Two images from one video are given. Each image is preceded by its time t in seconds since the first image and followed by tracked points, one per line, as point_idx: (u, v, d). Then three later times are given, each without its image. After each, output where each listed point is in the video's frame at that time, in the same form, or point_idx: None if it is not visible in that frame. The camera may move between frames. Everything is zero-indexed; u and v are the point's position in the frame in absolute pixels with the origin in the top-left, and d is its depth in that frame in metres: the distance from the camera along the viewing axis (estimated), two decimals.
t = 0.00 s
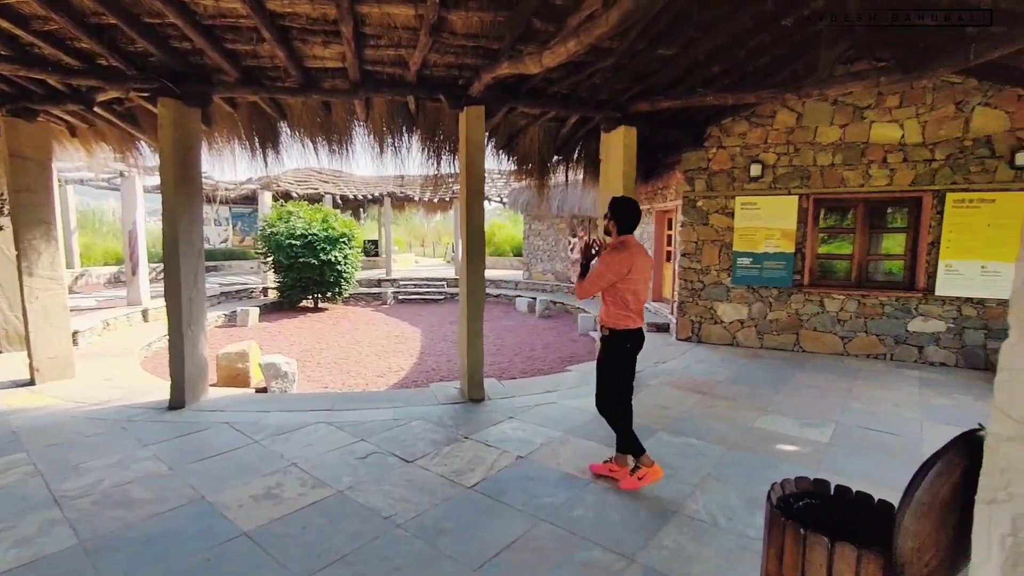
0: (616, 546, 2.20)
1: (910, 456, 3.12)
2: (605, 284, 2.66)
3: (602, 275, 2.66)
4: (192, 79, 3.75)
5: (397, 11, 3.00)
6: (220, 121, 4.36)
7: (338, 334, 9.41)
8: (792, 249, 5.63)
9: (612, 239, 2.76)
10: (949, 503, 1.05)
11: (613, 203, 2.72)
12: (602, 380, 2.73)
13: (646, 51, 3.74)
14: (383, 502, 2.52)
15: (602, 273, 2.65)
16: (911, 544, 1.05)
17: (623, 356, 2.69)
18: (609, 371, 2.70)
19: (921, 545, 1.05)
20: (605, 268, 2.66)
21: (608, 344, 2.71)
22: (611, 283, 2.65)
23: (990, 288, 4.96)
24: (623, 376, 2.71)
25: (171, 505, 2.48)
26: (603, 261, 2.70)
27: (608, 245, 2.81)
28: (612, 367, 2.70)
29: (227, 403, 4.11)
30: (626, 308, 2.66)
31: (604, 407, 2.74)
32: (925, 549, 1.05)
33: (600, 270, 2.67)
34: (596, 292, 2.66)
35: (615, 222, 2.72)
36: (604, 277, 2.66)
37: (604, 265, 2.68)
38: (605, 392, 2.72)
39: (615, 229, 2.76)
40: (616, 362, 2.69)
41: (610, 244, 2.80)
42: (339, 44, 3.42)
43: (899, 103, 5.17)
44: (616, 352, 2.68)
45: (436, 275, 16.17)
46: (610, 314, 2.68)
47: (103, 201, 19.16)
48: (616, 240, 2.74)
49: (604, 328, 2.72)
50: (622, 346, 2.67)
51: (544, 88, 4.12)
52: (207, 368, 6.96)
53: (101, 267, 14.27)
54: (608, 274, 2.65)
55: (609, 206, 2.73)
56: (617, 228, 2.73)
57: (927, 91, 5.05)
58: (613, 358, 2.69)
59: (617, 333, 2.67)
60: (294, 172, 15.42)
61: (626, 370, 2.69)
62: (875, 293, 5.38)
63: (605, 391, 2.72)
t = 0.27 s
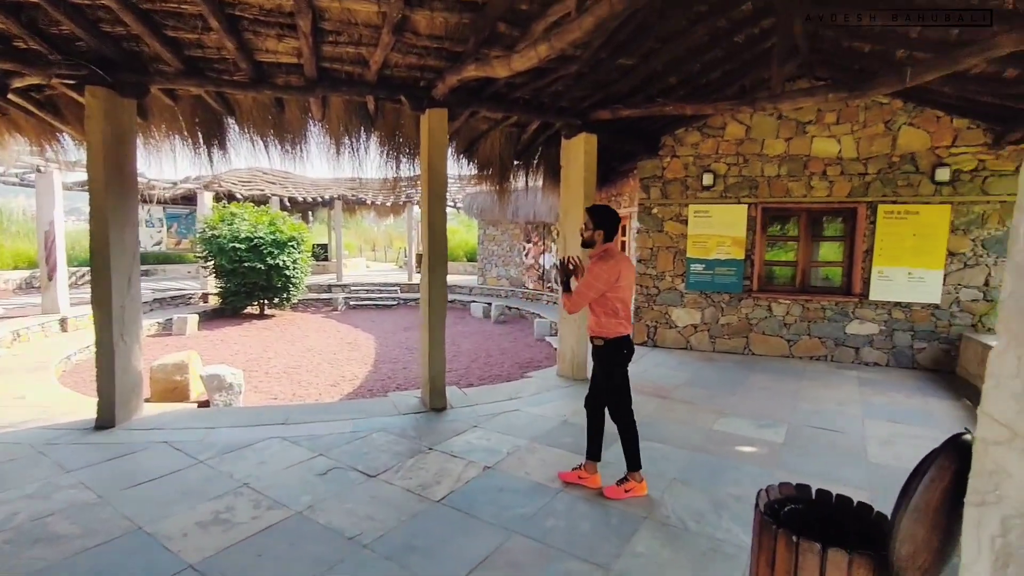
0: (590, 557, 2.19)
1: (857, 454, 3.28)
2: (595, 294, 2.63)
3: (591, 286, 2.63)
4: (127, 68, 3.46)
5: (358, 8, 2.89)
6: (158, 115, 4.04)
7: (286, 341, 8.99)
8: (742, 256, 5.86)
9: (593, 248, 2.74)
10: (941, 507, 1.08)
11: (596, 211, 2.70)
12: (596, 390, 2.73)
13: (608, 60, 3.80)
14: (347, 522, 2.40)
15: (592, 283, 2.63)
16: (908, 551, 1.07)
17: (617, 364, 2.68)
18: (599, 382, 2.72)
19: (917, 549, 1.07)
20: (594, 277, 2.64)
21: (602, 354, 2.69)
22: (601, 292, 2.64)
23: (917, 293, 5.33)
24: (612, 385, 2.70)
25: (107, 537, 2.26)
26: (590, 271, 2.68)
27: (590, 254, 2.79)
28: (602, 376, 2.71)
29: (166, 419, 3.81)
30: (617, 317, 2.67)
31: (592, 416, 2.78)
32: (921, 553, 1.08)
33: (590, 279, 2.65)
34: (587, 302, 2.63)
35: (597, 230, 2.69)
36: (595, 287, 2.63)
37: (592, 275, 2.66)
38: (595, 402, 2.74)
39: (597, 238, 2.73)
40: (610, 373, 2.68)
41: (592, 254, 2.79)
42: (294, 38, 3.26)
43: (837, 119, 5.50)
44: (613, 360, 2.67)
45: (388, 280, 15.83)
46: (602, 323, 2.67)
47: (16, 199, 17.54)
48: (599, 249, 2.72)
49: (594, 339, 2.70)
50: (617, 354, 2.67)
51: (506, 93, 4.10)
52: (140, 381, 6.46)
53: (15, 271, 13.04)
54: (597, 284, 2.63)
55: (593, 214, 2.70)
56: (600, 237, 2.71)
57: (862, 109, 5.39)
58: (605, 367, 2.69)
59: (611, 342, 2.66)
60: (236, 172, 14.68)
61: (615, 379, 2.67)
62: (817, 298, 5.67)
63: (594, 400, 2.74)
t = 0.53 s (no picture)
0: (589, 558, 2.16)
1: (841, 448, 3.34)
2: (613, 290, 2.65)
3: (610, 282, 2.64)
4: (95, 59, 3.30)
5: None
6: (128, 109, 3.87)
7: (262, 344, 8.75)
8: (723, 255, 5.94)
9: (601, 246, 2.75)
10: (966, 502, 1.09)
11: (602, 209, 2.68)
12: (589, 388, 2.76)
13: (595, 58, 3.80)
14: (338, 530, 2.33)
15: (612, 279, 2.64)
16: (935, 546, 1.08)
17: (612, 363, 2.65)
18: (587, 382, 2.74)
19: (946, 546, 1.09)
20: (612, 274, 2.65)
21: (609, 352, 2.66)
22: (618, 289, 2.65)
23: (891, 290, 5.48)
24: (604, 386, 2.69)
25: (81, 553, 2.13)
26: (605, 267, 2.68)
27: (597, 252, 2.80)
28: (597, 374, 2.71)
29: (140, 428, 3.64)
30: (627, 316, 2.69)
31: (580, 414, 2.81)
32: (947, 549, 1.08)
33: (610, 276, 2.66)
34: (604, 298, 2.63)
35: (610, 227, 2.71)
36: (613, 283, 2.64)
37: (610, 270, 2.66)
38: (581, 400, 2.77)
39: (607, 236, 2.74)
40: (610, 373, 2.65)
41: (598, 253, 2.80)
42: (276, 30, 3.16)
43: (814, 121, 5.62)
44: (613, 358, 2.65)
45: (366, 280, 15.59)
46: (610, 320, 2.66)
47: None
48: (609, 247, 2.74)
49: (598, 337, 2.68)
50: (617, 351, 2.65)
51: (493, 90, 4.06)
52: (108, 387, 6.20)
53: None
54: (615, 280, 2.65)
55: (598, 213, 2.68)
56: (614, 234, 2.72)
57: (838, 111, 5.52)
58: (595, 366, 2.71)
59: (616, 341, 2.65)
60: (207, 170, 14.25)
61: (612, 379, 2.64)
62: (795, 296, 5.79)
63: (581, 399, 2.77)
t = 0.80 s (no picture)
0: (590, 559, 2.15)
1: (830, 443, 3.39)
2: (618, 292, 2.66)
3: (618, 284, 2.65)
4: (70, 51, 3.17)
5: None
6: (105, 103, 3.73)
7: (244, 345, 8.58)
8: (710, 253, 5.99)
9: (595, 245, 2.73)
10: (987, 500, 1.11)
11: (594, 207, 2.65)
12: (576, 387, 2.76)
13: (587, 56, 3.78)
14: (333, 536, 2.27)
15: (619, 281, 2.66)
16: (959, 546, 1.09)
17: (598, 362, 2.64)
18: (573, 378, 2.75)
19: (967, 546, 1.11)
20: (616, 274, 2.66)
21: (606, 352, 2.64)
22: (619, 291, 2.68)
23: (873, 287, 5.59)
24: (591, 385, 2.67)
25: (63, 567, 2.05)
26: (608, 267, 2.67)
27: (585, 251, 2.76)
28: (585, 372, 2.71)
29: (120, 434, 3.52)
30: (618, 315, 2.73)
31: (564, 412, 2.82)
32: (970, 547, 1.11)
33: (616, 278, 2.66)
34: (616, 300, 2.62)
35: (601, 226, 2.70)
36: (617, 284, 2.65)
37: (614, 270, 2.66)
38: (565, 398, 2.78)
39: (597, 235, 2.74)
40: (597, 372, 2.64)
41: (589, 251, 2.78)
42: (262, 24, 3.08)
43: (798, 121, 5.70)
44: (600, 356, 2.64)
45: (349, 280, 15.40)
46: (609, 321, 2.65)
47: None
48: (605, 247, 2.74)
49: (598, 337, 2.64)
50: (603, 350, 2.63)
51: (483, 88, 4.02)
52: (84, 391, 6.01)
53: None
54: (619, 281, 2.66)
55: (588, 211, 2.66)
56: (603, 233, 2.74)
57: (821, 111, 5.61)
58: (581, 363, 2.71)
59: (610, 340, 2.65)
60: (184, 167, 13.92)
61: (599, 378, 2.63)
62: (780, 293, 5.86)
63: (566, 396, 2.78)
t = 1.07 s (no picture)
0: (601, 563, 2.10)
1: (835, 441, 3.37)
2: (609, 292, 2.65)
3: (611, 284, 2.63)
4: (58, 46, 3.08)
5: None
6: (93, 102, 3.63)
7: (236, 348, 8.46)
8: (707, 252, 5.97)
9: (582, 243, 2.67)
10: None
11: (580, 204, 2.58)
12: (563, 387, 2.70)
13: (585, 53, 3.76)
14: (337, 544, 2.21)
15: (612, 281, 2.64)
16: (1015, 552, 1.09)
17: (584, 360, 2.59)
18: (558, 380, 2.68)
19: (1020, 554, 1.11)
20: (608, 275, 2.63)
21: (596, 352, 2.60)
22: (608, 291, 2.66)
23: (870, 284, 5.60)
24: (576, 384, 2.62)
25: None
26: (600, 267, 2.64)
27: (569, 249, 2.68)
28: (571, 370, 2.65)
29: (112, 441, 3.43)
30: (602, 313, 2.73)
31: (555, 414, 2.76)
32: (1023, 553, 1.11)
33: (609, 278, 2.64)
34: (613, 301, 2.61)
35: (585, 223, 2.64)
36: (610, 285, 2.63)
37: (606, 270, 2.64)
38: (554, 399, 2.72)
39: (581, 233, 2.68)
40: (586, 371, 2.60)
41: (574, 250, 2.71)
42: (256, 19, 3.01)
43: (794, 119, 5.70)
44: (589, 355, 2.59)
45: (342, 281, 15.26)
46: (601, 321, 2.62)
47: None
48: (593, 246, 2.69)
49: (592, 337, 2.60)
50: (589, 349, 2.58)
51: (481, 85, 3.97)
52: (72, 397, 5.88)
53: None
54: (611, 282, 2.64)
55: (574, 208, 2.59)
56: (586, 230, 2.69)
57: (817, 109, 5.62)
58: (566, 363, 2.65)
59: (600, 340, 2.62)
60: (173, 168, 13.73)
61: (587, 376, 2.59)
62: (778, 291, 5.86)
63: (553, 398, 2.72)
